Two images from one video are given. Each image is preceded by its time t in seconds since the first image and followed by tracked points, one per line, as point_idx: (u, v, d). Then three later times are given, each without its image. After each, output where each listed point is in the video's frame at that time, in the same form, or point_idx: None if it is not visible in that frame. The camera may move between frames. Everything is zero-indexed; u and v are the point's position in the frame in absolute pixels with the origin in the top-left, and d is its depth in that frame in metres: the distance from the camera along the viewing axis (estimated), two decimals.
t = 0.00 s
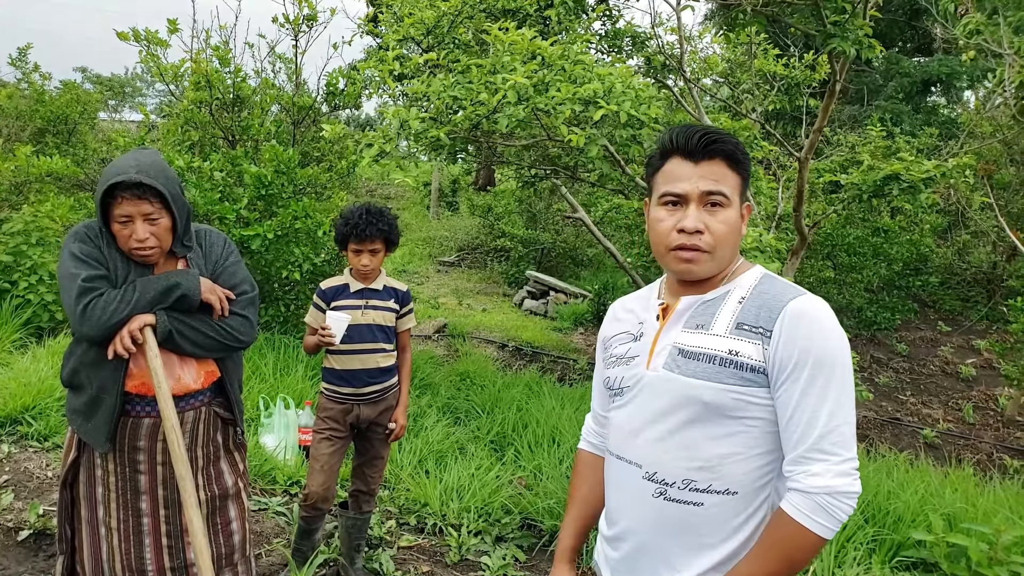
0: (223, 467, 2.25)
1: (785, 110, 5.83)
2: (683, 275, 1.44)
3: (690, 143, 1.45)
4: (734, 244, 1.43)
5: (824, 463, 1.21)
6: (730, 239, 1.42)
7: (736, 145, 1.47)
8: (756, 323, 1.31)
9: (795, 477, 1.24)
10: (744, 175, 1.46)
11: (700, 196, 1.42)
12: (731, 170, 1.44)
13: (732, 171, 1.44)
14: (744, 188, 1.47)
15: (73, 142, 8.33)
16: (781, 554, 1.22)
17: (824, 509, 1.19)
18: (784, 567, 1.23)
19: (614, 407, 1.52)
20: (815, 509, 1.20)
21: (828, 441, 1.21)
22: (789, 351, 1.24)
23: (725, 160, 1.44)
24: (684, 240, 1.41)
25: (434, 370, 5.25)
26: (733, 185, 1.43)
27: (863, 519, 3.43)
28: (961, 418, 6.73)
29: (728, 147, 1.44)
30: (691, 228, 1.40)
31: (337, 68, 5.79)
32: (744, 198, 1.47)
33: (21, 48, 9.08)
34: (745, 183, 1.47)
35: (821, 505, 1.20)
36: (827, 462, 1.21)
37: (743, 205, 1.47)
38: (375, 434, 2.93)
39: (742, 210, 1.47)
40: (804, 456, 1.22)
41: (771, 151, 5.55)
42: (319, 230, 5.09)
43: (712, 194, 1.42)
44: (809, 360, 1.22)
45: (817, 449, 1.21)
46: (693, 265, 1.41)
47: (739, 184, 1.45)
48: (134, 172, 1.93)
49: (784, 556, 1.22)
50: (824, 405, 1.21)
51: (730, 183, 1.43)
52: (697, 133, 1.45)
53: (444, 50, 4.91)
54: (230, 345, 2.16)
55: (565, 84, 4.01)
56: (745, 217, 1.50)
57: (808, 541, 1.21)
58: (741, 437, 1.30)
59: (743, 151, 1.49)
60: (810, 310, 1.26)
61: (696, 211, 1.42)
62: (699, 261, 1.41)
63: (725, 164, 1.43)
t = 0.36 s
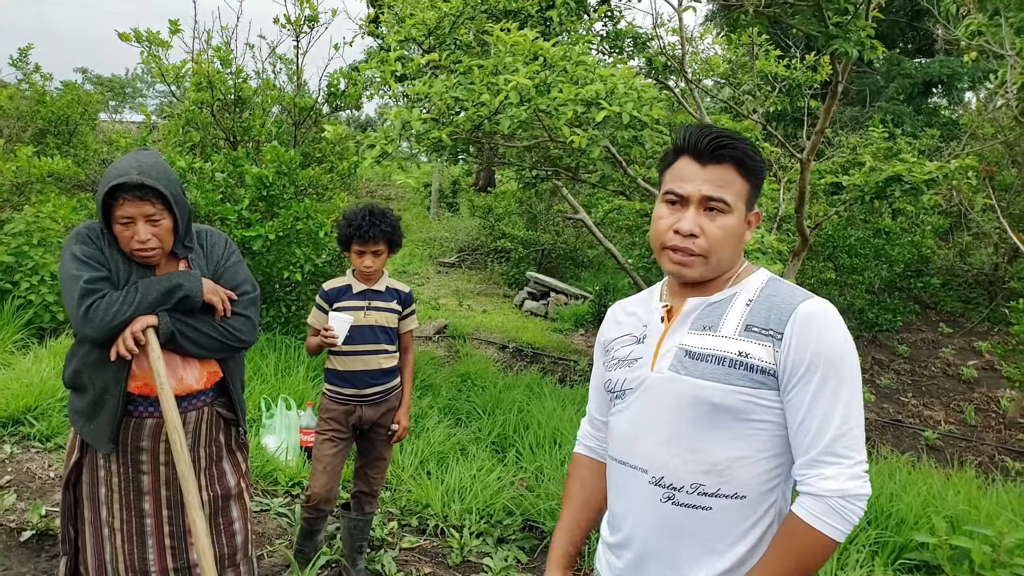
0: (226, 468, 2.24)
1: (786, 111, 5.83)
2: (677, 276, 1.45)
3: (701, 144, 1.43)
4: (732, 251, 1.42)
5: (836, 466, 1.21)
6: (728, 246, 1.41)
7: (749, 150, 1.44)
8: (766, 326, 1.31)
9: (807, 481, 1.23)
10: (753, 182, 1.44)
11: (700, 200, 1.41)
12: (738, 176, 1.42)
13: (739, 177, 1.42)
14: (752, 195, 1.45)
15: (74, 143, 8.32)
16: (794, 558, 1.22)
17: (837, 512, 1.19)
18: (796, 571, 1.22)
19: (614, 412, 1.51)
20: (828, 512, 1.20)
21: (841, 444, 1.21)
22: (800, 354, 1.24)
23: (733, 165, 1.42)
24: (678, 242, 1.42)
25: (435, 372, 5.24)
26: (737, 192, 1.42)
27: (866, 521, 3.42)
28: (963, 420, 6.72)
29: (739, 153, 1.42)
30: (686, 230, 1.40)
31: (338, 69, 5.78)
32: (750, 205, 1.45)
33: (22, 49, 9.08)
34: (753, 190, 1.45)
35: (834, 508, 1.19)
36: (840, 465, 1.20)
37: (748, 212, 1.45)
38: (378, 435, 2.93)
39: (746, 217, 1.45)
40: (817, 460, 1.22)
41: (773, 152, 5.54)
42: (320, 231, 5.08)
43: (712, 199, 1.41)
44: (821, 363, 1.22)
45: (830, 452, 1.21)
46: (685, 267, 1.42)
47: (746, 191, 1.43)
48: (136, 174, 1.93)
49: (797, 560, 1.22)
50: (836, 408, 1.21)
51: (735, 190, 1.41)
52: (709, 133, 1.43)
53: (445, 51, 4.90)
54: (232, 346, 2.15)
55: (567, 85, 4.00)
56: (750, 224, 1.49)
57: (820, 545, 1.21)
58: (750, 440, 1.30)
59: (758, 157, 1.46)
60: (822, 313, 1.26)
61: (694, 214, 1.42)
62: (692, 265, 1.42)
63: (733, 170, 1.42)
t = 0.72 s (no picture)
0: (228, 467, 2.25)
1: (789, 109, 5.82)
2: (676, 271, 1.45)
3: (705, 141, 1.43)
4: (732, 249, 1.41)
5: (824, 464, 1.20)
6: (726, 244, 1.40)
7: (754, 149, 1.43)
8: (761, 322, 1.30)
9: (794, 478, 1.23)
10: (757, 181, 1.43)
11: (701, 196, 1.41)
12: (741, 174, 1.41)
13: (742, 176, 1.41)
14: (756, 195, 1.44)
15: (77, 142, 8.33)
16: (780, 556, 1.21)
17: (823, 510, 1.18)
18: (783, 569, 1.21)
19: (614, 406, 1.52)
20: (814, 510, 1.19)
21: (829, 442, 1.20)
22: (792, 349, 1.24)
23: (736, 163, 1.41)
24: (676, 237, 1.42)
25: (437, 370, 5.24)
26: (739, 190, 1.41)
27: (869, 519, 3.42)
28: (966, 419, 6.71)
29: (742, 152, 1.41)
30: (685, 226, 1.40)
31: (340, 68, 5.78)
32: (754, 204, 1.44)
33: (24, 48, 9.08)
34: (757, 190, 1.44)
35: (819, 506, 1.19)
36: (827, 463, 1.19)
37: (751, 211, 1.44)
38: (381, 435, 2.93)
39: (749, 216, 1.44)
40: (804, 456, 1.21)
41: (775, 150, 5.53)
42: (323, 230, 5.09)
43: (713, 197, 1.40)
44: (812, 359, 1.21)
45: (817, 449, 1.20)
46: (683, 262, 1.42)
47: (748, 189, 1.42)
48: (140, 173, 1.93)
49: (783, 559, 1.21)
50: (826, 405, 1.20)
51: (736, 189, 1.40)
52: (714, 131, 1.42)
53: (447, 50, 4.89)
54: (234, 344, 2.15)
55: (569, 84, 4.00)
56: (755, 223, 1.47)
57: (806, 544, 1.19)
58: (742, 436, 1.30)
59: (764, 156, 1.44)
60: (815, 309, 1.25)
61: (694, 211, 1.41)
62: (690, 261, 1.41)
63: (735, 168, 1.41)
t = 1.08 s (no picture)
0: (227, 472, 2.26)
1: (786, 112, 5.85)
2: (676, 276, 1.47)
3: (705, 148, 1.44)
4: (731, 254, 1.42)
5: (838, 475, 1.23)
6: (725, 249, 1.41)
7: (754, 155, 1.43)
8: (769, 334, 1.32)
9: (807, 488, 1.25)
10: (757, 186, 1.43)
11: (700, 202, 1.43)
12: (740, 180, 1.42)
13: (741, 182, 1.42)
14: (757, 200, 1.44)
15: (76, 144, 8.35)
16: (793, 565, 1.24)
17: (836, 520, 1.21)
18: None
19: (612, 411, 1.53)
20: (828, 519, 1.22)
21: (842, 453, 1.23)
22: (805, 363, 1.26)
23: (735, 170, 1.42)
24: (675, 242, 1.44)
25: (436, 373, 5.25)
26: (738, 196, 1.42)
27: (865, 522, 3.43)
28: (962, 421, 6.74)
29: (741, 158, 1.42)
30: (683, 232, 1.42)
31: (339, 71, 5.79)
32: (755, 210, 1.45)
33: (24, 50, 9.09)
34: (758, 195, 1.44)
35: (833, 516, 1.21)
36: (841, 474, 1.23)
37: (752, 216, 1.45)
38: (378, 438, 2.95)
39: (750, 221, 1.44)
40: (819, 468, 1.24)
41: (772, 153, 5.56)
42: (321, 233, 5.10)
43: (711, 203, 1.42)
44: (825, 373, 1.25)
45: (831, 460, 1.23)
46: (684, 268, 1.44)
47: (748, 195, 1.43)
48: (138, 179, 1.95)
49: (796, 567, 1.24)
50: (838, 418, 1.24)
51: (735, 195, 1.41)
52: (712, 137, 1.43)
53: (445, 53, 4.91)
54: (235, 349, 2.17)
55: (567, 88, 4.02)
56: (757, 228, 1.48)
57: (818, 552, 1.23)
58: (748, 447, 1.32)
59: (764, 161, 1.45)
60: (825, 324, 1.28)
61: (694, 216, 1.43)
62: (689, 266, 1.43)
63: (734, 174, 1.42)
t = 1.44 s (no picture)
0: (230, 473, 2.28)
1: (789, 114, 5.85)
2: (676, 280, 1.47)
3: (702, 153, 1.47)
4: (729, 255, 1.42)
5: (827, 482, 1.23)
6: (723, 250, 1.42)
7: (750, 158, 1.45)
8: (767, 340, 1.33)
9: (798, 494, 1.26)
10: (755, 188, 1.44)
11: (697, 205, 1.43)
12: (736, 182, 1.43)
13: (737, 184, 1.43)
14: (755, 202, 1.45)
15: (82, 146, 8.39)
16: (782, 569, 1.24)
17: (825, 527, 1.22)
18: None
19: (614, 411, 1.55)
20: (815, 526, 1.23)
21: (833, 460, 1.23)
22: (799, 370, 1.27)
23: (731, 172, 1.43)
24: (673, 244, 1.44)
25: (437, 374, 5.27)
26: (735, 198, 1.42)
27: (865, 525, 3.44)
28: (966, 424, 6.73)
29: (736, 161, 1.44)
30: (681, 233, 1.42)
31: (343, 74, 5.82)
32: (753, 212, 1.45)
33: (30, 53, 9.15)
34: (756, 197, 1.45)
35: (821, 523, 1.22)
36: (830, 481, 1.23)
37: (751, 219, 1.45)
38: (380, 439, 2.97)
39: (748, 223, 1.44)
40: (808, 474, 1.25)
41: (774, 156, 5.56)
42: (325, 234, 5.12)
43: (707, 205, 1.43)
44: (818, 380, 1.25)
45: (820, 467, 1.24)
46: (682, 270, 1.44)
47: (745, 197, 1.43)
48: (141, 183, 1.97)
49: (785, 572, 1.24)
50: (830, 425, 1.24)
51: (732, 197, 1.42)
52: (709, 143, 1.46)
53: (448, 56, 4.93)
54: (237, 352, 2.19)
55: (569, 91, 4.04)
56: (758, 231, 1.47)
57: (806, 558, 1.23)
58: (742, 450, 1.33)
59: (762, 164, 1.46)
60: (822, 332, 1.28)
61: (690, 219, 1.44)
62: (688, 268, 1.43)
63: (730, 177, 1.43)
